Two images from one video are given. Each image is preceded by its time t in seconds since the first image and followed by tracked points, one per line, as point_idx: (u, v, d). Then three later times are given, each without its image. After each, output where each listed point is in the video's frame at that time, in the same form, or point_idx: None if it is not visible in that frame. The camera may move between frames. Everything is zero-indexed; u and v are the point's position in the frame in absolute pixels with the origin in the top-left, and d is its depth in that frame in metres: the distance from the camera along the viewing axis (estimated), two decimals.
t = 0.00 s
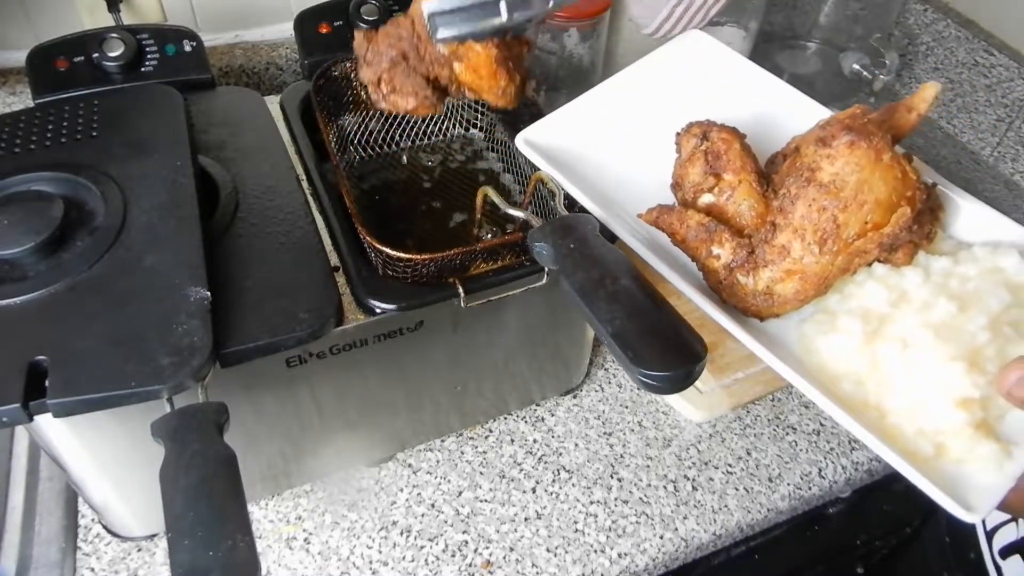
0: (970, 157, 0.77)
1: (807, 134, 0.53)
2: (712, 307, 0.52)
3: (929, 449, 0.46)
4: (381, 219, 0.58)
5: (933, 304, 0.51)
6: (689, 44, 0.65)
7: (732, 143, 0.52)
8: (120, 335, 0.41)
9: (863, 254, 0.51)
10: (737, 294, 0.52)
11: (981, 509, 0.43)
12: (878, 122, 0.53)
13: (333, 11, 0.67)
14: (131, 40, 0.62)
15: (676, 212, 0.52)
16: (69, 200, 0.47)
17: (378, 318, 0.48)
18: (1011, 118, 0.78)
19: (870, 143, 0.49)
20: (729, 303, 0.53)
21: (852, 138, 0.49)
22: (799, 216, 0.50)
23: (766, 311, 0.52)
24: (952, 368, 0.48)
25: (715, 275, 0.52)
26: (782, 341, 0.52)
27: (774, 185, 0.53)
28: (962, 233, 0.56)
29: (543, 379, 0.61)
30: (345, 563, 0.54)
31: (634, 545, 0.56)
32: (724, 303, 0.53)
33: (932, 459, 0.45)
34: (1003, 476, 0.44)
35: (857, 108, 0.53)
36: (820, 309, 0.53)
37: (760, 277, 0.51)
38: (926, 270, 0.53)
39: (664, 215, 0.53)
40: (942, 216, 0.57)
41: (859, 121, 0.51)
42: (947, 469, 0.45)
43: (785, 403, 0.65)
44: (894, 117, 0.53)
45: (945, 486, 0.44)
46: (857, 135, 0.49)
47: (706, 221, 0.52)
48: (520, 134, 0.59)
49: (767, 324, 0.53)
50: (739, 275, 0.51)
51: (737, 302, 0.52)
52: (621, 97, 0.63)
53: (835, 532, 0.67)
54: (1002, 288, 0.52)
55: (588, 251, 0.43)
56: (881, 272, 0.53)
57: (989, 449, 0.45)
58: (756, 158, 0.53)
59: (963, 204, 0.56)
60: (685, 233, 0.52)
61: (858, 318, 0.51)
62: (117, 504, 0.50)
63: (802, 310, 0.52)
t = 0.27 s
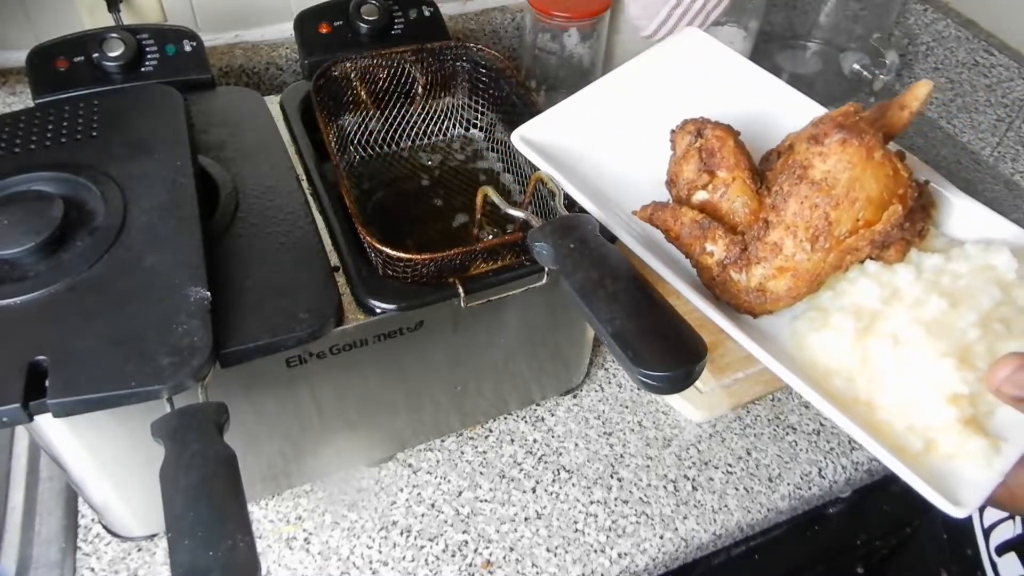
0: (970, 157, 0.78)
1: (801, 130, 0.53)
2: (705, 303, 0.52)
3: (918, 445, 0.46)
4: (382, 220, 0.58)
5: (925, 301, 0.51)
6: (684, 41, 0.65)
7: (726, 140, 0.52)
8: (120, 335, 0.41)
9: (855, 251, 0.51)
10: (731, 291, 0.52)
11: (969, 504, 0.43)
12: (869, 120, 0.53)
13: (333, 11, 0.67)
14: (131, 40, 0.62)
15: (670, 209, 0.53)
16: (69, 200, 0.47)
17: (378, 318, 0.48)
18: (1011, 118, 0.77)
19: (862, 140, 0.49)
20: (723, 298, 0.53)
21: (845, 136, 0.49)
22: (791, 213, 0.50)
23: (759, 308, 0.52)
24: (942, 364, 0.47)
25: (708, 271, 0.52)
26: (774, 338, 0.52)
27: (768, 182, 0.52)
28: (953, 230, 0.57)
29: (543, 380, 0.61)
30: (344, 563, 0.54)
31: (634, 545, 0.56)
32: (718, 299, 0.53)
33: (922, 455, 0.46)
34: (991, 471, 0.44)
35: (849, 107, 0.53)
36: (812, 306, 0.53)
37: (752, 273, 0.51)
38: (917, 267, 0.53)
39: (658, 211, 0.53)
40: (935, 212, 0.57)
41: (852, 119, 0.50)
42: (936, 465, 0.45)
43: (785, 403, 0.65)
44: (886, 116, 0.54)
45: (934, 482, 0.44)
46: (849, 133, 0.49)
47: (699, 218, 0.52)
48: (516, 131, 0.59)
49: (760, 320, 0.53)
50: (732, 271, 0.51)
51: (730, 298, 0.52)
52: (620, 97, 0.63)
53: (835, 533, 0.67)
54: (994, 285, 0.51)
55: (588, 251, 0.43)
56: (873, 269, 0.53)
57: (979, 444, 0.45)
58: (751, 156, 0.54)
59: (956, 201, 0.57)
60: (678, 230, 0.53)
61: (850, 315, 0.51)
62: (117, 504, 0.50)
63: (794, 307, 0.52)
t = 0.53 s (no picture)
0: (970, 157, 0.78)
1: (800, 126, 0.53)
2: (701, 301, 0.52)
3: (913, 445, 0.46)
4: (382, 219, 0.58)
5: (922, 300, 0.51)
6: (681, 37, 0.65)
7: (725, 136, 0.52)
8: (120, 335, 0.41)
9: (853, 250, 0.50)
10: (727, 288, 0.52)
11: (963, 505, 0.43)
12: (867, 118, 0.53)
13: (333, 11, 0.67)
14: (131, 40, 0.62)
15: (667, 206, 0.53)
16: (69, 200, 0.47)
17: (378, 318, 0.48)
18: (1011, 118, 0.78)
19: (861, 138, 0.49)
20: (718, 296, 0.53)
21: (843, 134, 0.49)
22: (789, 211, 0.50)
23: (755, 306, 0.52)
24: (939, 365, 0.47)
25: (704, 269, 0.52)
26: (770, 337, 0.52)
27: (766, 180, 0.52)
28: (953, 229, 0.56)
29: (543, 379, 0.61)
30: (345, 563, 0.54)
31: (634, 545, 0.56)
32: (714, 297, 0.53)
33: (917, 455, 0.46)
34: (985, 472, 0.44)
35: (849, 104, 0.53)
36: (809, 305, 0.53)
37: (749, 272, 0.51)
38: (915, 266, 0.53)
39: (656, 208, 0.53)
40: (933, 210, 0.56)
41: (851, 117, 0.51)
42: (931, 465, 0.45)
43: (786, 403, 0.65)
44: (885, 112, 0.54)
45: (929, 483, 0.44)
46: (848, 131, 0.49)
47: (697, 216, 0.52)
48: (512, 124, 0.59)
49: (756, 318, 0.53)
50: (728, 269, 0.51)
51: (726, 295, 0.52)
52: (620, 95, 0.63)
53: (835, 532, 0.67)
54: (992, 285, 0.51)
55: (588, 252, 0.43)
56: (872, 268, 0.53)
57: (972, 445, 0.45)
58: (749, 153, 0.53)
59: (953, 199, 0.56)
60: (675, 227, 0.52)
61: (845, 313, 0.52)
62: (117, 504, 0.50)
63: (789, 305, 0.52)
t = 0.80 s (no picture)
0: (970, 157, 0.78)
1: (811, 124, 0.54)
2: (704, 301, 0.52)
3: (916, 450, 0.46)
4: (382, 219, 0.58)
5: (927, 304, 0.51)
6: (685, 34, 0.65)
7: (730, 134, 0.53)
8: (120, 334, 0.41)
9: (859, 253, 0.51)
10: (730, 289, 0.51)
11: (965, 512, 0.43)
12: (877, 115, 0.54)
13: (333, 11, 0.67)
14: (131, 40, 0.62)
15: (671, 204, 0.52)
16: (69, 200, 0.47)
17: (378, 318, 0.48)
18: (1011, 118, 0.78)
19: (872, 140, 0.50)
20: (721, 297, 0.52)
21: (854, 135, 0.50)
22: (796, 213, 0.50)
23: (759, 308, 0.51)
24: (944, 371, 0.48)
25: (708, 269, 0.52)
26: (772, 338, 0.52)
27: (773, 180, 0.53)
28: (960, 232, 0.56)
29: (543, 379, 0.61)
30: (345, 563, 0.54)
31: (634, 545, 0.56)
32: (716, 298, 0.52)
33: (919, 461, 0.45)
34: (988, 479, 0.44)
35: (857, 101, 0.54)
36: (811, 307, 0.53)
37: (754, 273, 0.51)
38: (920, 270, 0.53)
39: (659, 206, 0.52)
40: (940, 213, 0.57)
41: (861, 118, 0.51)
42: (933, 472, 0.45)
43: (786, 403, 0.65)
44: (895, 111, 0.54)
45: (931, 488, 0.44)
46: (859, 133, 0.50)
47: (701, 214, 0.52)
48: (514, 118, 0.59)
49: (760, 320, 0.53)
50: (732, 270, 0.51)
51: (729, 297, 0.52)
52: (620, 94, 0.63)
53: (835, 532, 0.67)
54: (997, 289, 0.52)
55: (589, 252, 0.43)
56: (877, 270, 0.54)
57: (975, 452, 0.45)
58: (754, 152, 0.54)
59: (959, 201, 0.56)
60: (679, 226, 0.52)
61: (849, 315, 0.52)
62: (117, 504, 0.50)
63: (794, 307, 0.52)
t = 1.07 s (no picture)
0: (970, 158, 0.77)
1: (816, 131, 0.53)
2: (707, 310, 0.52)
3: (915, 455, 0.46)
4: (382, 220, 0.58)
5: (928, 309, 0.51)
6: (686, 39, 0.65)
7: (730, 145, 0.53)
8: (121, 334, 0.41)
9: (864, 262, 0.50)
10: (735, 298, 0.51)
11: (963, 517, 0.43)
12: (878, 121, 0.53)
13: (333, 11, 0.67)
14: (131, 40, 0.62)
15: (675, 214, 0.52)
16: (69, 200, 0.47)
17: (378, 318, 0.48)
18: (1011, 118, 0.78)
19: (874, 150, 0.48)
20: (726, 306, 0.52)
21: (857, 146, 0.48)
22: (800, 224, 0.49)
23: (764, 317, 0.51)
24: (944, 377, 0.48)
25: (713, 278, 0.52)
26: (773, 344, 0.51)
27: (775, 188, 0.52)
28: (963, 235, 0.56)
29: (543, 379, 0.61)
30: (345, 563, 0.54)
31: (634, 545, 0.56)
32: (721, 306, 0.52)
33: (918, 466, 0.45)
34: (987, 484, 0.44)
35: (856, 106, 0.53)
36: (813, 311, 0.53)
37: (758, 283, 0.50)
38: (923, 274, 0.53)
39: (662, 215, 0.53)
40: (943, 218, 0.56)
41: (864, 126, 0.50)
42: (933, 477, 0.45)
43: (786, 403, 0.65)
44: (896, 115, 0.54)
45: (930, 494, 0.44)
46: (862, 143, 0.48)
47: (704, 225, 0.51)
48: (517, 125, 0.58)
49: (765, 328, 0.52)
50: (738, 280, 0.51)
51: (733, 305, 0.51)
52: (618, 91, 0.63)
53: (835, 531, 0.67)
54: (999, 294, 0.52)
55: (589, 252, 0.43)
56: (879, 276, 0.53)
57: (975, 456, 0.45)
58: (756, 160, 0.54)
59: (965, 205, 0.56)
60: (683, 235, 0.52)
61: (850, 320, 0.52)
62: (117, 504, 0.50)
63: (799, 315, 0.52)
